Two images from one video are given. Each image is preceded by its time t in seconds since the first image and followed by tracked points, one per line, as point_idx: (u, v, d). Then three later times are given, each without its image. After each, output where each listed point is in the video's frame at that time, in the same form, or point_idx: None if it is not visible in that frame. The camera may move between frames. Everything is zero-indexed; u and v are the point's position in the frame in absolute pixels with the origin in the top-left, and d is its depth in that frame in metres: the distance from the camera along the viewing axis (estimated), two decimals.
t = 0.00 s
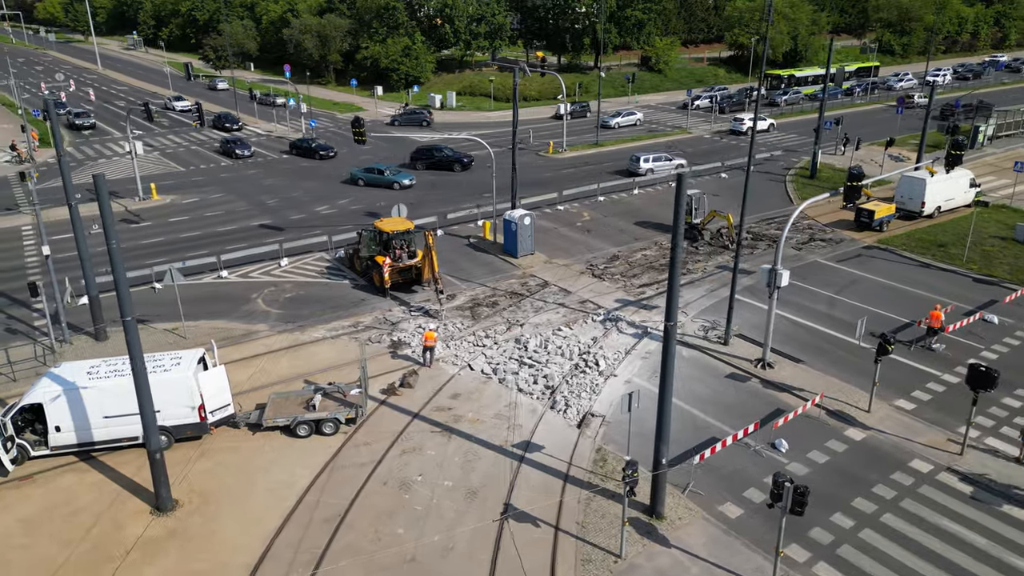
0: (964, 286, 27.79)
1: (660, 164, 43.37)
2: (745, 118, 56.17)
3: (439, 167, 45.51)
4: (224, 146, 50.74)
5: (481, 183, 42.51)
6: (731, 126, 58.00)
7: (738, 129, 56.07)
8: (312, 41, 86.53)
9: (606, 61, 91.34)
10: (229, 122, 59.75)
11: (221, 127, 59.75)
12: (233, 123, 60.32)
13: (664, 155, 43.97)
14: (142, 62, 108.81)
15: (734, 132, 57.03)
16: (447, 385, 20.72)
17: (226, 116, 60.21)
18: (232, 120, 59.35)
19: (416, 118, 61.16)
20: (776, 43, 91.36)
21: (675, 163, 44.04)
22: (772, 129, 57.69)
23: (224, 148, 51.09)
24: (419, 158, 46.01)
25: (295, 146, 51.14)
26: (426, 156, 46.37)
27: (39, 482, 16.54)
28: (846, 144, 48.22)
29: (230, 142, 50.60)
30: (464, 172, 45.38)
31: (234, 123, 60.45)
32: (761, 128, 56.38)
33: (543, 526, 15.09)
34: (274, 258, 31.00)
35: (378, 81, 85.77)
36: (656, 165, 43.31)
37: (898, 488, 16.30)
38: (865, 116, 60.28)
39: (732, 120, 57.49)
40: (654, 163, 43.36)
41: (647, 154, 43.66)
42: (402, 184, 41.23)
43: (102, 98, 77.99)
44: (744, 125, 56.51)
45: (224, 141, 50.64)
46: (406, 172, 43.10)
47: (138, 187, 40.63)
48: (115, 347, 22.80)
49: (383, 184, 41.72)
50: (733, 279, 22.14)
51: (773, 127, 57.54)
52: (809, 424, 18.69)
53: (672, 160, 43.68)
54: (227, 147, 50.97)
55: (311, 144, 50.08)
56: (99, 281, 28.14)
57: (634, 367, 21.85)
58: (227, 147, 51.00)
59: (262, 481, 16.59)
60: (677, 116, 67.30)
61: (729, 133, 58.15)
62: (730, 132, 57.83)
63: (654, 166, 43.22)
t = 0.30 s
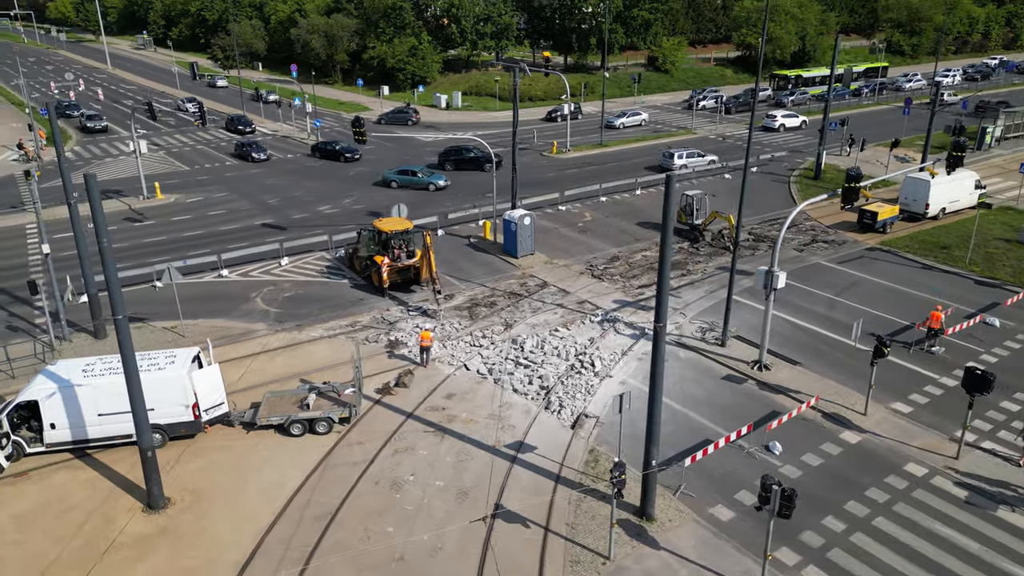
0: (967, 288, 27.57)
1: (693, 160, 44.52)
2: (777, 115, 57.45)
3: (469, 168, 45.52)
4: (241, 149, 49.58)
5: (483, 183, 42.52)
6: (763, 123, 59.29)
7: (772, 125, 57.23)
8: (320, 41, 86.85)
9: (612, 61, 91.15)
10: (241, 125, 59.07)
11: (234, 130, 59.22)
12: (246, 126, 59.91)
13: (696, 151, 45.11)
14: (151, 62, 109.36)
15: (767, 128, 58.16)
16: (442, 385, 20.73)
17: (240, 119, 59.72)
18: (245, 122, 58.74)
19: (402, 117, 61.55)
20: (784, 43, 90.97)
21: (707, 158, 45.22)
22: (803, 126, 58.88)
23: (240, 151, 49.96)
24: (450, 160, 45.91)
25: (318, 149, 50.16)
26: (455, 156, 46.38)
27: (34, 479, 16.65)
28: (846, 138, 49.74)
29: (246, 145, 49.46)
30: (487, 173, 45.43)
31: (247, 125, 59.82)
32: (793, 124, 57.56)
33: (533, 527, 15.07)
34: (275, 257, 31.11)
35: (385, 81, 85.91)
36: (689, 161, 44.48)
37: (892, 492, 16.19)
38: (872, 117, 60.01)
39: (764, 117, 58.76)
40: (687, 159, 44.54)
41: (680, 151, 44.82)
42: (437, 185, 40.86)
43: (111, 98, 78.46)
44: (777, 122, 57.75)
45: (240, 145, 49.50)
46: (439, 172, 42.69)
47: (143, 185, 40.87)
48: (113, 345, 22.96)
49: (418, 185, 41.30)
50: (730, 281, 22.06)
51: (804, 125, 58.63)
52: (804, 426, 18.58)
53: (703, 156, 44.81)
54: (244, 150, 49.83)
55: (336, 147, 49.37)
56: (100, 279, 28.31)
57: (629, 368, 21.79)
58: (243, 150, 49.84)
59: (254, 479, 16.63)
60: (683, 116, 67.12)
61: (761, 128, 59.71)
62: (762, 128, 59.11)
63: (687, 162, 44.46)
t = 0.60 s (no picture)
0: (969, 290, 27.34)
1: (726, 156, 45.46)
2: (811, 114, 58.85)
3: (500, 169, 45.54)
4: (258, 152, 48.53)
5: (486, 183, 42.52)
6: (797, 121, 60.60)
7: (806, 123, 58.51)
8: (328, 41, 87.16)
9: (620, 62, 90.94)
10: (255, 127, 58.25)
11: (248, 133, 58.33)
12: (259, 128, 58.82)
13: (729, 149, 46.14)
14: (160, 62, 109.88)
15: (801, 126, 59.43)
16: (437, 385, 20.75)
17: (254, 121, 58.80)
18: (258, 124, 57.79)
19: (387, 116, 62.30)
20: (793, 43, 90.50)
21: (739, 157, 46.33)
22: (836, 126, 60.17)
23: (257, 154, 48.94)
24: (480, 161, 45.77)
25: (341, 151, 49.34)
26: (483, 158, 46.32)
27: (29, 475, 16.77)
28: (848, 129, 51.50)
29: (263, 148, 48.43)
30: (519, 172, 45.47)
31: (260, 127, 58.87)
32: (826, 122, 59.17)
33: (523, 527, 15.05)
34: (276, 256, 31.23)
35: (391, 80, 86.07)
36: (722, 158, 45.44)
37: (886, 495, 16.08)
38: (879, 118, 59.72)
39: (800, 114, 60.11)
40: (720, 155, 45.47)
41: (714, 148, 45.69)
42: (474, 185, 40.65)
43: (120, 97, 78.94)
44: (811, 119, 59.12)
45: (257, 148, 48.48)
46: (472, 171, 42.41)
47: (148, 185, 41.09)
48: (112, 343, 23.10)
49: (454, 186, 40.99)
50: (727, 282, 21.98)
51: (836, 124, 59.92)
52: (799, 429, 18.50)
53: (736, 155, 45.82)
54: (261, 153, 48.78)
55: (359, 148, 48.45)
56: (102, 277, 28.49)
57: (626, 369, 21.75)
58: (260, 153, 48.77)
59: (246, 478, 16.70)
60: (689, 117, 66.96)
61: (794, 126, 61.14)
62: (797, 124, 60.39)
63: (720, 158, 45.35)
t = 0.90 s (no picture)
0: (972, 293, 27.12)
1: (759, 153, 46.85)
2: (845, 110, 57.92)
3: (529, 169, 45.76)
4: (276, 155, 47.62)
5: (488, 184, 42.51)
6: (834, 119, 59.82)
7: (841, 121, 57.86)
8: (335, 41, 87.36)
9: (626, 62, 90.71)
10: (269, 130, 57.11)
11: (261, 135, 57.19)
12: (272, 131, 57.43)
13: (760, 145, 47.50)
14: (169, 61, 110.44)
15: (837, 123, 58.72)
16: (433, 385, 20.77)
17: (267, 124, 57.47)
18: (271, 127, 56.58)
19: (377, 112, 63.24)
20: (801, 44, 90.03)
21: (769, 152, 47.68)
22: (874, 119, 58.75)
23: (274, 158, 47.96)
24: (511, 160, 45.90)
25: (365, 153, 48.78)
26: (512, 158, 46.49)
27: (25, 472, 16.90)
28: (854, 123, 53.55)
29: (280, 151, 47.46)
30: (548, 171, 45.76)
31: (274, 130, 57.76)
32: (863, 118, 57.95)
33: (512, 528, 15.04)
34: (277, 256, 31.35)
35: (398, 80, 86.15)
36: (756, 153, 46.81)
37: (879, 499, 15.97)
38: (887, 119, 59.33)
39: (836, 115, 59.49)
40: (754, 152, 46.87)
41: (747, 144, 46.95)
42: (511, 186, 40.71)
43: (128, 96, 79.37)
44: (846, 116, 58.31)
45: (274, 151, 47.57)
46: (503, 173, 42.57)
47: (152, 184, 41.33)
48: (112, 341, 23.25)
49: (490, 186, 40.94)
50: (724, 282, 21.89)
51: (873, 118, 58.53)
52: (794, 431, 18.41)
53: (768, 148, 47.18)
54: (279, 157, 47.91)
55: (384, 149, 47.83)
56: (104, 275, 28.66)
57: (622, 370, 21.69)
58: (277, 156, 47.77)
59: (239, 476, 16.76)
60: (695, 117, 66.73)
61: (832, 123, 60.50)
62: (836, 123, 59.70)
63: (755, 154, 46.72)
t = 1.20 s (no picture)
0: (973, 295, 26.90)
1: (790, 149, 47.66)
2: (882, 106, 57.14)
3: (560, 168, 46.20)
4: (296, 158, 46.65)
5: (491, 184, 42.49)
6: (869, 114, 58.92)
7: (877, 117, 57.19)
8: (341, 41, 87.55)
9: (633, 62, 90.46)
10: (282, 133, 55.94)
11: (274, 137, 56.09)
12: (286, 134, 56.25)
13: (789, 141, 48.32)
14: (177, 61, 110.99)
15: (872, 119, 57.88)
16: (427, 385, 20.77)
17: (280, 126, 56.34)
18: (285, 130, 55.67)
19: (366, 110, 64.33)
20: (809, 44, 89.55)
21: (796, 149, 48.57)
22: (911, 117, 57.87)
23: (293, 161, 46.87)
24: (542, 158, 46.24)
25: (390, 154, 48.30)
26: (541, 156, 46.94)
27: (19, 470, 17.01)
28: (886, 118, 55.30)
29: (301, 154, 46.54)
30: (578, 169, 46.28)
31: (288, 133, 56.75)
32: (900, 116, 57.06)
33: (501, 529, 15.03)
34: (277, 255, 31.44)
35: (404, 80, 86.22)
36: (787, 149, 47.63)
37: (871, 503, 15.87)
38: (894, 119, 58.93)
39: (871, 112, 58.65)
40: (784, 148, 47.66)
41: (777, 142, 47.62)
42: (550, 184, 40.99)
43: (137, 96, 79.80)
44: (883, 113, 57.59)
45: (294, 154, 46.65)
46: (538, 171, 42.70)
47: (156, 183, 41.54)
48: (110, 340, 23.38)
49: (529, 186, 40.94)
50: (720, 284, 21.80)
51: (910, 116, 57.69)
52: (787, 434, 18.31)
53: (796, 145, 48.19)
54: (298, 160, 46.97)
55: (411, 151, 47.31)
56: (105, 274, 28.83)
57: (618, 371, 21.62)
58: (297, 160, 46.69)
59: (231, 475, 16.81)
60: (701, 117, 66.49)
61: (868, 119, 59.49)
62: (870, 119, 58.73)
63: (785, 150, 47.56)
